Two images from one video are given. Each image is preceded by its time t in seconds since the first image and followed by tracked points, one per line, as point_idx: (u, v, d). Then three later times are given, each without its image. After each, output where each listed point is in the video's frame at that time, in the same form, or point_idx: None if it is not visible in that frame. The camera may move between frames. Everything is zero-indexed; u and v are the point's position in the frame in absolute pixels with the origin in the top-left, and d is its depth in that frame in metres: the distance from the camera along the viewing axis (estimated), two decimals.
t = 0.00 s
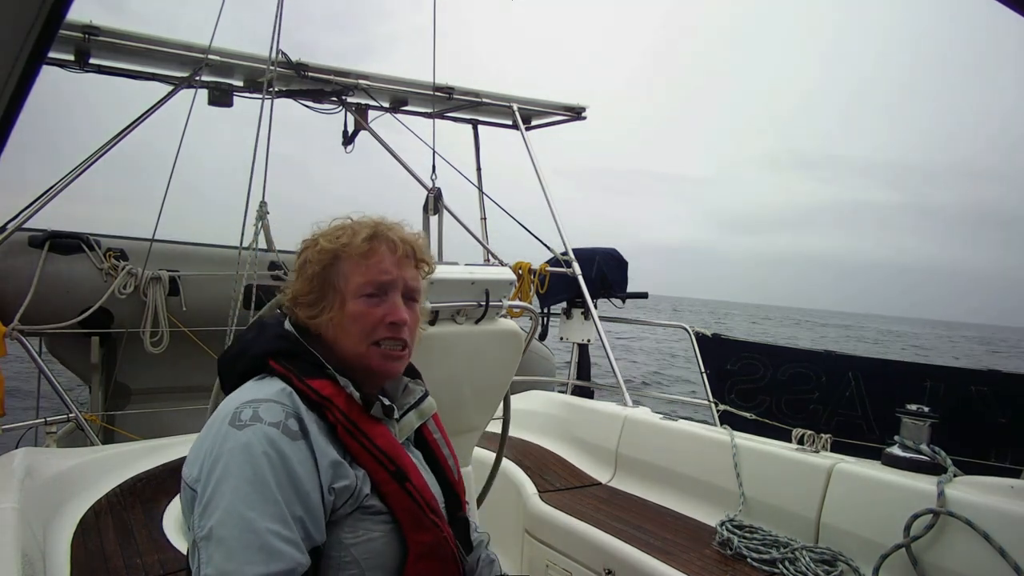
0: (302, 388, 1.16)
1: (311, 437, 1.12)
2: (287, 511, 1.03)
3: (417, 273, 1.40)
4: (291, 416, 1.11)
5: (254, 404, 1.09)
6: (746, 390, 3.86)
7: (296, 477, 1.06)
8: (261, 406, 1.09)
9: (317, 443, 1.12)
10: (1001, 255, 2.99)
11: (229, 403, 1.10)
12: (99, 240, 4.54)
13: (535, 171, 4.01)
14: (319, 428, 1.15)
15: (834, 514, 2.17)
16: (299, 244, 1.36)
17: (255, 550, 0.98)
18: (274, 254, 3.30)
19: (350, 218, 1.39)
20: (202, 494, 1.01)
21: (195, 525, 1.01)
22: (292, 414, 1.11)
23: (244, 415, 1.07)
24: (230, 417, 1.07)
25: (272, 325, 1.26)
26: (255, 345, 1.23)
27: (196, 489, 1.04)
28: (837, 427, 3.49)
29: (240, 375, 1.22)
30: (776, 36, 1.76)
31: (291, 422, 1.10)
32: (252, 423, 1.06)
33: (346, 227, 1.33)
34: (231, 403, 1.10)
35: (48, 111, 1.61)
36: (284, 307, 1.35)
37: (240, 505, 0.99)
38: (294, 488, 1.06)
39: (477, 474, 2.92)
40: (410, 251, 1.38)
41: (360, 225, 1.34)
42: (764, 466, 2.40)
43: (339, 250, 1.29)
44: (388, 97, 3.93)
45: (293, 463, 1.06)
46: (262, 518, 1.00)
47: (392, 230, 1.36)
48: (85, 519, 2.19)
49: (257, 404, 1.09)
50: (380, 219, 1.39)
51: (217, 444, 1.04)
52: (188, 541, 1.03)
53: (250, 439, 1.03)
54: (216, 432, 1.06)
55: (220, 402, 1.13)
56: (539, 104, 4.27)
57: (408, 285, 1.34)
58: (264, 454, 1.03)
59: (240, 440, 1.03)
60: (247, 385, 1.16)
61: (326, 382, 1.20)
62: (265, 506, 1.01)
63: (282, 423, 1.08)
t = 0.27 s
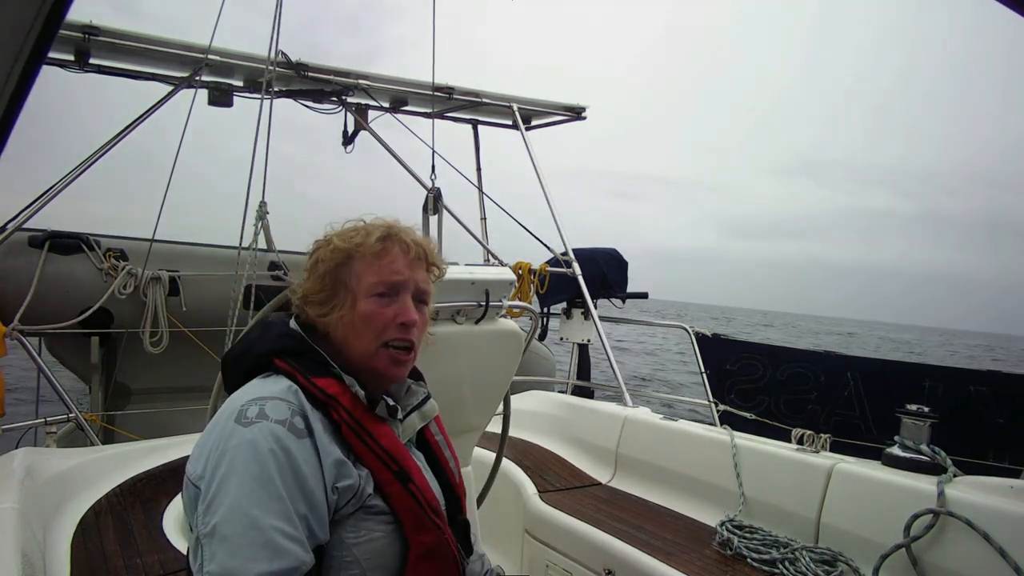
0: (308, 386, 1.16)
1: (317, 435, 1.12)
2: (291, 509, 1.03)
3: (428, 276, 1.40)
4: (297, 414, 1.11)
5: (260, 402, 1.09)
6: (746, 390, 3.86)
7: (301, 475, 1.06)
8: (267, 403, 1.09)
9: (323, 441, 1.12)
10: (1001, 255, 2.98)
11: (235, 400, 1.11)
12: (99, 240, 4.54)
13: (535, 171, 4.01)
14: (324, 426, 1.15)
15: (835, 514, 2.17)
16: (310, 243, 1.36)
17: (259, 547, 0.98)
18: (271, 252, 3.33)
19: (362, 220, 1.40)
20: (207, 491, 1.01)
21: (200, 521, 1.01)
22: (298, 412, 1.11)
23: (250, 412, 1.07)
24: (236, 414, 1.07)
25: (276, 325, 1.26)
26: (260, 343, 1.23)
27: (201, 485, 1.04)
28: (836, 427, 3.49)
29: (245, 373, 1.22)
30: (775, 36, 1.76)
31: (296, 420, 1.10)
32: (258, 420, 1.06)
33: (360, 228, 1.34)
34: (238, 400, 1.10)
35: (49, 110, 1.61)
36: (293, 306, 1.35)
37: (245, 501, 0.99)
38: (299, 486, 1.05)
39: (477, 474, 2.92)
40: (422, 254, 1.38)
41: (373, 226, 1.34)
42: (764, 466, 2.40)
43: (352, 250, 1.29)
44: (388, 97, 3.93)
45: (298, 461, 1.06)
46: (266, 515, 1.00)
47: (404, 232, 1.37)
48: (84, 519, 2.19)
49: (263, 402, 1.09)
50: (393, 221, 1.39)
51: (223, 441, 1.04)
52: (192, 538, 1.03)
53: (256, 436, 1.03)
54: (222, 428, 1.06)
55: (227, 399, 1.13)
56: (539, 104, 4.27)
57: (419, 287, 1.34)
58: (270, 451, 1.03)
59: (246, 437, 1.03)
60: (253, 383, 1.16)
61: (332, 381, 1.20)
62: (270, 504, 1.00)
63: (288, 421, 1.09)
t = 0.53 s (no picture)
0: (305, 387, 1.16)
1: (314, 436, 1.12)
2: (288, 510, 1.03)
3: (424, 276, 1.39)
4: (294, 415, 1.11)
5: (257, 403, 1.09)
6: (746, 390, 3.86)
7: (298, 477, 1.06)
8: (264, 405, 1.09)
9: (320, 443, 1.12)
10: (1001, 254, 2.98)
11: (232, 402, 1.10)
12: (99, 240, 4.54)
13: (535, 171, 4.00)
14: (322, 427, 1.15)
15: (834, 514, 2.16)
16: (308, 245, 1.38)
17: (255, 548, 0.98)
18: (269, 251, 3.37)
19: (359, 220, 1.41)
20: (204, 493, 1.01)
21: (197, 523, 1.01)
22: (295, 414, 1.12)
23: (247, 414, 1.07)
24: (233, 416, 1.07)
25: (274, 325, 1.26)
26: (258, 343, 1.23)
27: (198, 487, 1.04)
28: (836, 427, 3.49)
29: (243, 373, 1.22)
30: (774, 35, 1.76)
31: (293, 422, 1.10)
32: (255, 422, 1.06)
33: (355, 228, 1.35)
34: (235, 402, 1.10)
35: (49, 110, 1.62)
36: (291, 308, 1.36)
37: (242, 503, 0.99)
38: (296, 487, 1.05)
39: (477, 474, 2.92)
40: (418, 253, 1.38)
41: (368, 225, 1.35)
42: (764, 466, 2.40)
43: (346, 249, 1.30)
44: (388, 97, 3.93)
45: (295, 463, 1.06)
46: (263, 517, 1.00)
47: (400, 231, 1.37)
48: (84, 519, 2.19)
49: (260, 404, 1.09)
50: (389, 221, 1.40)
51: (220, 443, 1.04)
52: (189, 539, 1.03)
53: (253, 438, 1.03)
54: (219, 430, 1.06)
55: (224, 400, 1.13)
56: (539, 104, 4.27)
57: (414, 286, 1.34)
58: (267, 453, 1.03)
59: (243, 440, 1.03)
60: (251, 384, 1.16)
61: (329, 381, 1.20)
62: (266, 506, 1.00)
63: (285, 423, 1.09)
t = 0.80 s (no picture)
0: (299, 389, 1.16)
1: (308, 439, 1.12)
2: (283, 514, 1.03)
3: (418, 277, 1.38)
4: (288, 418, 1.11)
5: (251, 407, 1.09)
6: (746, 390, 3.86)
7: (293, 480, 1.06)
8: (258, 408, 1.09)
9: (315, 446, 1.12)
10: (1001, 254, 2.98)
11: (226, 405, 1.10)
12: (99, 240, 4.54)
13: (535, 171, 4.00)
14: (317, 430, 1.15)
15: (833, 515, 2.17)
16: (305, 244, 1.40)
17: (250, 553, 0.98)
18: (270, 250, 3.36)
19: (355, 219, 1.41)
20: (198, 497, 1.01)
21: (191, 528, 1.01)
22: (290, 417, 1.11)
23: (241, 418, 1.07)
24: (227, 420, 1.06)
25: (271, 326, 1.26)
26: (254, 344, 1.22)
27: (192, 491, 1.03)
28: (836, 427, 3.49)
29: (240, 374, 1.22)
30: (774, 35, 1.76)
31: (288, 425, 1.10)
32: (249, 425, 1.05)
33: (348, 228, 1.35)
34: (229, 405, 1.10)
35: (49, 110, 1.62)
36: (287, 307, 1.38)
37: (236, 508, 0.99)
38: (290, 491, 1.05)
39: (477, 474, 2.92)
40: (411, 254, 1.36)
41: (360, 226, 1.35)
42: (764, 467, 2.40)
43: (337, 250, 1.30)
44: (388, 97, 3.93)
45: (290, 466, 1.06)
46: (258, 522, 1.00)
47: (393, 232, 1.36)
48: (85, 519, 2.19)
49: (254, 407, 1.09)
50: (385, 221, 1.39)
51: (214, 446, 1.03)
52: (184, 543, 1.03)
53: (247, 442, 1.03)
54: (213, 434, 1.05)
55: (218, 403, 1.13)
56: (539, 104, 4.27)
57: (404, 288, 1.32)
58: (262, 457, 1.03)
59: (237, 444, 1.03)
60: (245, 386, 1.15)
61: (324, 383, 1.20)
62: (261, 510, 1.00)
63: (279, 426, 1.08)
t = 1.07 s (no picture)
0: (300, 390, 1.16)
1: (310, 441, 1.12)
2: (284, 516, 1.03)
3: (411, 279, 1.36)
4: (289, 420, 1.11)
5: (252, 408, 1.09)
6: (746, 390, 3.86)
7: (294, 482, 1.06)
8: (259, 409, 1.09)
9: (316, 447, 1.12)
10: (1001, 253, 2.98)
11: (227, 406, 1.10)
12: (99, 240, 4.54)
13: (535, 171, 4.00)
14: (318, 431, 1.15)
15: (834, 515, 2.17)
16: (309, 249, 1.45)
17: (251, 555, 0.98)
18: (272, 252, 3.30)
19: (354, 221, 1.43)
20: (199, 498, 1.01)
21: (192, 529, 1.01)
22: (291, 418, 1.11)
23: (242, 419, 1.07)
24: (228, 421, 1.06)
25: (271, 326, 1.26)
26: (255, 345, 1.22)
27: (193, 493, 1.03)
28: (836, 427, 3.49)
29: (241, 375, 1.22)
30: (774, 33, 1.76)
31: (289, 426, 1.10)
32: (250, 427, 1.05)
33: (342, 229, 1.37)
34: (230, 406, 1.10)
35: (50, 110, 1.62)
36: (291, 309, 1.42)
37: (237, 509, 0.99)
38: (291, 492, 1.05)
39: (477, 474, 2.92)
40: (403, 255, 1.35)
41: (354, 227, 1.37)
42: (764, 467, 2.40)
43: (329, 251, 1.33)
44: (388, 97, 3.93)
45: (291, 467, 1.06)
46: (259, 523, 1.00)
47: (385, 232, 1.36)
48: (84, 519, 2.19)
49: (255, 408, 1.09)
50: (380, 222, 1.39)
51: (215, 448, 1.03)
52: (185, 544, 1.03)
53: (248, 443, 1.03)
54: (214, 436, 1.05)
55: (220, 404, 1.13)
56: (539, 104, 4.27)
57: (392, 289, 1.31)
58: (262, 459, 1.03)
59: (238, 445, 1.03)
60: (245, 387, 1.15)
61: (324, 384, 1.20)
62: (262, 512, 1.00)
63: (280, 428, 1.08)
